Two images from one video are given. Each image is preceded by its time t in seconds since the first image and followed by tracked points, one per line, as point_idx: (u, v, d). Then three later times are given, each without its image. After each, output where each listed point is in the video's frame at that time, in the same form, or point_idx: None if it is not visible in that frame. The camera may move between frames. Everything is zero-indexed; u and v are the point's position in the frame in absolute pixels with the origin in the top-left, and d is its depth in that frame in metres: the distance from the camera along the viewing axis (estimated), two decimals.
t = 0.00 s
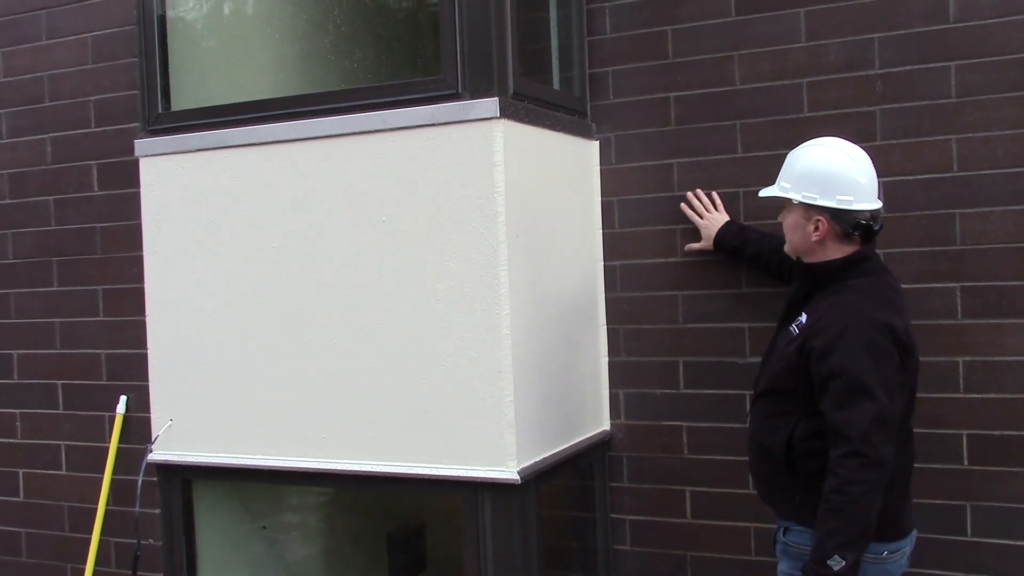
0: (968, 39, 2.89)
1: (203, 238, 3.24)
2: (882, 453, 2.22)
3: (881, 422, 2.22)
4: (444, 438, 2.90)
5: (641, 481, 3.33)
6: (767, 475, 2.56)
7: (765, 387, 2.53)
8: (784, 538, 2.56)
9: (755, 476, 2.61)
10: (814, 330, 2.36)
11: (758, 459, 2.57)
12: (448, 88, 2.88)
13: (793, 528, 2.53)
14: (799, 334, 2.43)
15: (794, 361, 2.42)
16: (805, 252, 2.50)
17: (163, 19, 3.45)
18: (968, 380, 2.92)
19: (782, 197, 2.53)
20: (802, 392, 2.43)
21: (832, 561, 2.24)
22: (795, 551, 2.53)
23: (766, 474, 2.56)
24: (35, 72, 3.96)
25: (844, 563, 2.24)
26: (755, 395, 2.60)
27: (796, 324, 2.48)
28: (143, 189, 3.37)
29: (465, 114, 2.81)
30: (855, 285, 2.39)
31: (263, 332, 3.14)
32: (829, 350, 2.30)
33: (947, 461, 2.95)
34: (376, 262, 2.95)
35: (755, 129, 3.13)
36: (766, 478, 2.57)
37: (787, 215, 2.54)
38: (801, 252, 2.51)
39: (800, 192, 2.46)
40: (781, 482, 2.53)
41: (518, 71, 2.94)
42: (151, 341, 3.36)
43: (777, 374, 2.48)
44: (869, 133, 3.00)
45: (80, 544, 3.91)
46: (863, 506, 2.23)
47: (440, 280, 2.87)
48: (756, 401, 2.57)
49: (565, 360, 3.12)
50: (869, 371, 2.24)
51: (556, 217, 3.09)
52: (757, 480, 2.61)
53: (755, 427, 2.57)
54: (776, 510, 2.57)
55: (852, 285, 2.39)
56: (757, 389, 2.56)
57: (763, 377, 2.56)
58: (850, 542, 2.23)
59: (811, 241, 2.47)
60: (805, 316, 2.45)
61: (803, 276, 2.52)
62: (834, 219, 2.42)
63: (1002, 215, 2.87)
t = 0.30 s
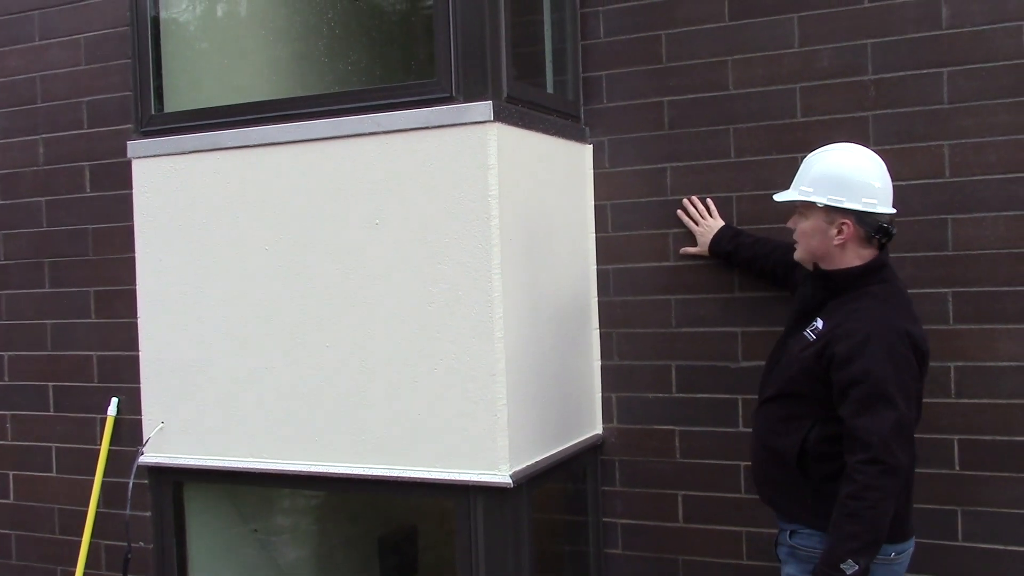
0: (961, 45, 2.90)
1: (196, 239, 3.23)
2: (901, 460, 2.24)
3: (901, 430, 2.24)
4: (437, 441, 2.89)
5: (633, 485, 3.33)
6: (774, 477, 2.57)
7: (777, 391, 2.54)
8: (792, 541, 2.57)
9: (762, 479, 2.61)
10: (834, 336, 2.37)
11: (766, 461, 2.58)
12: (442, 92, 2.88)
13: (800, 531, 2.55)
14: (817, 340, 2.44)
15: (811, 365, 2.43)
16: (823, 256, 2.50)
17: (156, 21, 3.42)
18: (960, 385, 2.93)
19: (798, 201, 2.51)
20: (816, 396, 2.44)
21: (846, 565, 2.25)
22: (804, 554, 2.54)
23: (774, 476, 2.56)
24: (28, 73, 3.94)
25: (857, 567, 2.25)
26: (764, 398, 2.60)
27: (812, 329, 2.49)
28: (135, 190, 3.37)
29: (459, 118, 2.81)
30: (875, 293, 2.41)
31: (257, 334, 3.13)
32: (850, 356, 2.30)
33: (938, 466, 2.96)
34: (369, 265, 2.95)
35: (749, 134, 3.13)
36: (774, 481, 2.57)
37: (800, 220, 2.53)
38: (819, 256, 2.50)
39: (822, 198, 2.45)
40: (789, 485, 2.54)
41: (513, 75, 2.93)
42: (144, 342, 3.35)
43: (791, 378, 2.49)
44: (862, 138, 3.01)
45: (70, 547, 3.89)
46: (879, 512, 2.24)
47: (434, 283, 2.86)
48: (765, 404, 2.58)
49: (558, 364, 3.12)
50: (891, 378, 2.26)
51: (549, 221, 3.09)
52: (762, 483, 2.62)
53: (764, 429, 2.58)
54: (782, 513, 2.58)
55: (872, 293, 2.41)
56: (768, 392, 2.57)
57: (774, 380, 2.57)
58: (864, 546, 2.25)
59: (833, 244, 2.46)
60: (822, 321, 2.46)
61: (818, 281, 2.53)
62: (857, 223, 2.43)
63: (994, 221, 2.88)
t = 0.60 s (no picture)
0: (955, 49, 2.90)
1: (190, 242, 3.22)
2: (934, 465, 2.26)
3: (933, 436, 2.26)
4: (431, 444, 2.89)
5: (627, 488, 3.33)
6: (789, 484, 2.55)
7: (794, 397, 2.52)
8: (805, 547, 2.55)
9: (773, 486, 2.59)
10: (860, 342, 2.37)
11: (781, 468, 2.56)
12: (437, 94, 2.88)
13: (815, 537, 2.53)
14: (838, 346, 2.44)
15: (834, 372, 2.42)
16: (862, 259, 2.49)
17: (150, 24, 3.44)
18: (953, 388, 2.93)
19: (837, 205, 2.46)
20: (836, 403, 2.44)
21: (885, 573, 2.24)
22: (820, 560, 2.52)
23: (789, 484, 2.55)
24: (22, 75, 3.94)
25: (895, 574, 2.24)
26: (776, 404, 2.59)
27: (828, 336, 2.49)
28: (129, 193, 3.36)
29: (453, 120, 2.81)
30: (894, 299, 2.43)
31: (252, 337, 3.12)
32: (881, 362, 2.31)
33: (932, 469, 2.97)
34: (364, 268, 2.94)
35: (744, 137, 3.13)
36: (788, 488, 2.55)
37: (832, 226, 2.49)
38: (861, 260, 2.49)
39: (851, 195, 2.46)
40: (804, 491, 2.52)
41: (507, 78, 2.93)
42: (137, 345, 3.34)
43: (810, 385, 2.48)
44: (856, 141, 3.01)
45: (63, 550, 3.88)
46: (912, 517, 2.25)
47: (430, 286, 2.86)
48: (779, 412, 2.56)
49: (553, 367, 3.12)
50: (923, 384, 2.28)
51: (544, 224, 3.09)
52: (773, 491, 2.60)
53: (779, 435, 2.56)
54: (796, 520, 2.56)
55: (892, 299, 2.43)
56: (783, 398, 2.55)
57: (788, 386, 2.55)
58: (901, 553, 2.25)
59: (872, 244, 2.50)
60: (842, 327, 2.46)
61: (835, 285, 2.49)
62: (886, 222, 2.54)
63: (988, 225, 2.88)
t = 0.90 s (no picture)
0: (951, 52, 2.91)
1: (187, 244, 3.22)
2: (959, 467, 2.28)
3: (957, 438, 2.28)
4: (428, 446, 2.88)
5: (623, 490, 3.32)
6: (797, 491, 2.53)
7: (803, 403, 2.51)
8: (810, 552, 2.53)
9: (781, 493, 2.57)
10: (875, 347, 2.38)
11: (789, 476, 2.54)
12: (433, 96, 2.88)
13: (822, 542, 2.51)
14: (850, 351, 2.44)
15: (848, 377, 2.42)
16: (864, 264, 2.52)
17: (146, 24, 3.43)
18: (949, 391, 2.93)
19: (838, 214, 2.49)
20: (850, 408, 2.44)
21: None
22: (827, 565, 2.49)
23: (798, 490, 2.53)
24: (17, 76, 3.93)
25: None
26: (782, 410, 2.57)
27: (836, 340, 2.49)
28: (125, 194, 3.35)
29: (450, 122, 2.81)
30: (902, 302, 2.44)
31: (249, 339, 3.12)
32: (901, 367, 2.32)
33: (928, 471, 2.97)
34: (361, 270, 2.94)
35: (740, 139, 3.14)
36: (797, 494, 2.53)
37: (833, 234, 2.51)
38: (864, 265, 2.52)
39: (851, 202, 2.49)
40: (813, 497, 2.50)
41: (504, 80, 2.93)
42: (134, 347, 3.33)
43: (821, 391, 2.47)
44: (853, 143, 3.01)
45: (57, 552, 3.87)
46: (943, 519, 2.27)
47: (427, 288, 2.86)
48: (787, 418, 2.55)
49: (550, 370, 3.12)
50: (943, 388, 2.29)
51: (541, 227, 3.09)
52: (781, 498, 2.57)
53: (786, 441, 2.55)
54: (804, 526, 2.53)
55: (899, 303, 2.44)
56: (790, 404, 2.54)
57: (795, 392, 2.54)
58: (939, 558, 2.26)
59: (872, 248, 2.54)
60: (850, 331, 2.46)
61: (840, 289, 2.48)
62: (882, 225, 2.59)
63: (985, 228, 2.88)
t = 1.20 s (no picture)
0: (948, 53, 2.91)
1: (184, 246, 3.21)
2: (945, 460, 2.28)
3: (942, 432, 2.28)
4: (425, 447, 2.88)
5: (621, 491, 3.32)
6: (787, 490, 2.54)
7: (788, 402, 2.52)
8: (801, 551, 2.54)
9: (773, 493, 2.58)
10: (857, 343, 2.38)
11: (778, 475, 2.55)
12: (431, 97, 2.88)
13: (813, 541, 2.52)
14: (834, 348, 2.44)
15: (832, 374, 2.43)
16: (848, 261, 2.51)
17: (144, 25, 3.43)
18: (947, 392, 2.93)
19: (820, 210, 2.49)
20: (835, 405, 2.44)
21: None
22: (816, 563, 2.50)
23: (788, 490, 2.54)
24: (14, 77, 3.92)
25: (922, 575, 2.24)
26: (769, 410, 2.58)
27: (819, 338, 2.49)
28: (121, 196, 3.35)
29: (448, 123, 2.81)
30: (884, 298, 2.44)
31: (246, 340, 3.11)
32: (882, 362, 2.32)
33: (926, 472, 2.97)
34: (357, 272, 2.94)
35: (738, 141, 3.14)
36: (786, 493, 2.54)
37: (815, 229, 2.51)
38: (847, 261, 2.51)
39: (833, 198, 2.49)
40: (802, 495, 2.51)
41: (501, 81, 2.93)
42: (131, 349, 3.32)
43: (807, 389, 2.48)
44: (850, 145, 3.01)
45: (55, 554, 3.86)
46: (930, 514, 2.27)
47: (424, 289, 2.85)
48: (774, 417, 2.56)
49: (547, 371, 3.12)
50: (927, 382, 2.30)
51: (539, 227, 3.09)
52: (772, 497, 2.58)
53: (775, 441, 2.56)
54: (795, 526, 2.54)
55: (883, 298, 2.44)
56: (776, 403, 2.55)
57: (781, 391, 2.55)
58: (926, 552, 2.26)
59: (856, 245, 2.52)
60: (833, 329, 2.47)
61: (823, 287, 2.49)
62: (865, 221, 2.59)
63: (982, 229, 2.89)
